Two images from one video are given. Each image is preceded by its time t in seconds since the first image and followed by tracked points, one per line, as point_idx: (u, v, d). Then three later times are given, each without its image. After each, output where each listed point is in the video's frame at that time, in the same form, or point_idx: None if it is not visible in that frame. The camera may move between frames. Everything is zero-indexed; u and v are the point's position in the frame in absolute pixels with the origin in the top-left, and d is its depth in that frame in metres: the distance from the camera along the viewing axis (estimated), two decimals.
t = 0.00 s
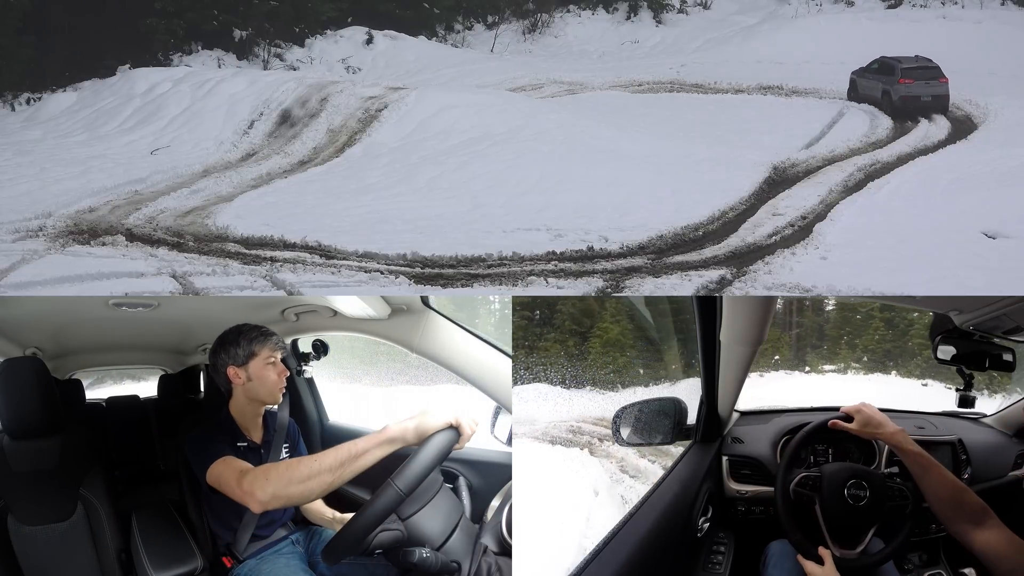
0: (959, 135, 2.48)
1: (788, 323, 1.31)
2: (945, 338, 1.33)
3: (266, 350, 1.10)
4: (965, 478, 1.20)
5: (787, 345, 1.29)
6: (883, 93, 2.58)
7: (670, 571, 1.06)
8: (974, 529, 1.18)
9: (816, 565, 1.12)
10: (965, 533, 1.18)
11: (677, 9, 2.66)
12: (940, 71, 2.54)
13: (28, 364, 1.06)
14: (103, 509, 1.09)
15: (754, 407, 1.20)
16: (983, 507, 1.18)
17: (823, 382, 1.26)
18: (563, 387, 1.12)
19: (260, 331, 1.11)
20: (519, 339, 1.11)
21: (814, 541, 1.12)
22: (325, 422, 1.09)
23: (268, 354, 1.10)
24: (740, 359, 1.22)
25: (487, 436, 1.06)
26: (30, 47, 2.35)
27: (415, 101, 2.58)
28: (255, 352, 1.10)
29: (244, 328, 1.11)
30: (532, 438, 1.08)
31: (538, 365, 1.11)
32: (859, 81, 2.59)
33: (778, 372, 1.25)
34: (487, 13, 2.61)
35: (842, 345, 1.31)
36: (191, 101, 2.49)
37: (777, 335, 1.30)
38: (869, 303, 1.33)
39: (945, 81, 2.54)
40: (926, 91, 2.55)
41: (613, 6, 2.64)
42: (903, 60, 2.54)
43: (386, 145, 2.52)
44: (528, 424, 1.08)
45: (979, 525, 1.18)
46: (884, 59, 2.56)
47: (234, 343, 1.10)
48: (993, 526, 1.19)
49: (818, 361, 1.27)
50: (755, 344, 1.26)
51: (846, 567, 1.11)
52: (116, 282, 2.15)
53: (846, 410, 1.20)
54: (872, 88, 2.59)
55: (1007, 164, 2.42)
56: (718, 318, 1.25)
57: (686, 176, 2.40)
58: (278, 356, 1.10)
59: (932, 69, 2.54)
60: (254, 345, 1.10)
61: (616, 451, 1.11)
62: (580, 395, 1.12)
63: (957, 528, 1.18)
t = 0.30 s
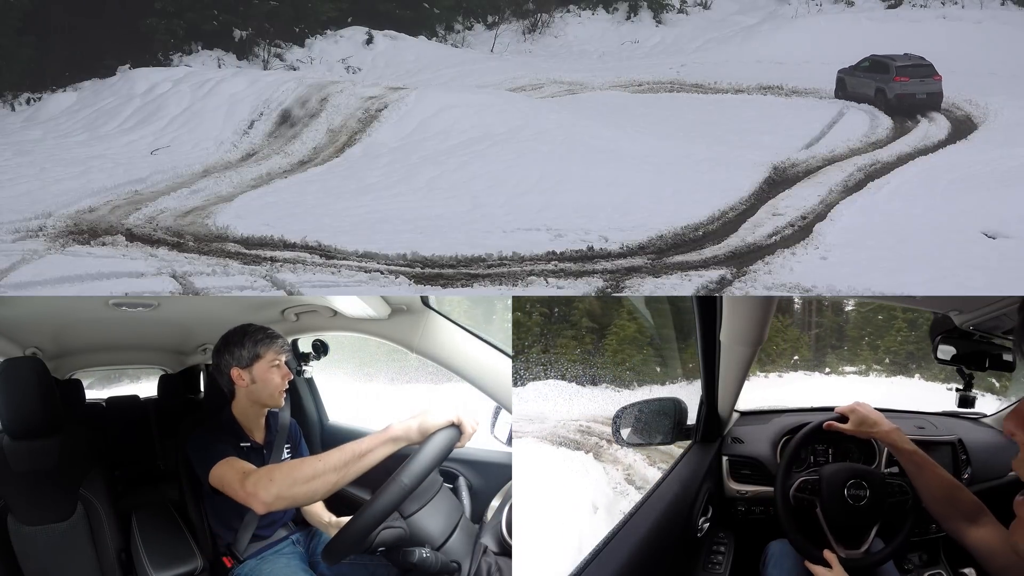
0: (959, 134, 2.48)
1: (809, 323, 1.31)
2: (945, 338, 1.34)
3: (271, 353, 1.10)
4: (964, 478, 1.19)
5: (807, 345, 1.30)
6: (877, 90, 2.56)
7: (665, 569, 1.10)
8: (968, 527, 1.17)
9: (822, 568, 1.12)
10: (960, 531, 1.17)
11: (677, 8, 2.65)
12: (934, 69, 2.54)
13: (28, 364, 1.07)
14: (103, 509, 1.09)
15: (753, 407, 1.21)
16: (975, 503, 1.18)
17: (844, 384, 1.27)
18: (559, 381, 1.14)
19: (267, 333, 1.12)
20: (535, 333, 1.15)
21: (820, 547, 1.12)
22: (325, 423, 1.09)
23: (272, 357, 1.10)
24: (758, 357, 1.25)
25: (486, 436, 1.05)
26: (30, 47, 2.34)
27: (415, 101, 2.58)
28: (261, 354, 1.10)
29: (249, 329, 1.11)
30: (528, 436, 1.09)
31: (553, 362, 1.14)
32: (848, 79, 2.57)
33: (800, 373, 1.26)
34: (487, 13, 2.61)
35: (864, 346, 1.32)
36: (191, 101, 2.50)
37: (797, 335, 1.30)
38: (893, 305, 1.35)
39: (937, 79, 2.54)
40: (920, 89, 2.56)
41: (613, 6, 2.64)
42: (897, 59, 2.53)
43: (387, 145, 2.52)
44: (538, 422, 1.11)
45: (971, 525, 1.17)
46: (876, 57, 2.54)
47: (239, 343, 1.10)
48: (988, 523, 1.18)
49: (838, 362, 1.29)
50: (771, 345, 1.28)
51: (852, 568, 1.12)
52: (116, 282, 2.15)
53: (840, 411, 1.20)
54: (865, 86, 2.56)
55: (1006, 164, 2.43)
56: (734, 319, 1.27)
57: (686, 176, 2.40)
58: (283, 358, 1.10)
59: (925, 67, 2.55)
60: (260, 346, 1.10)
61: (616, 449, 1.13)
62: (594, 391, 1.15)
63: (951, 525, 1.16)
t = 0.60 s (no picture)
0: (959, 134, 2.48)
1: (831, 321, 1.31)
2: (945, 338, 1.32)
3: (269, 354, 1.10)
4: (964, 479, 1.21)
5: (830, 344, 1.30)
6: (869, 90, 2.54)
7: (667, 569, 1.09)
8: (952, 523, 1.18)
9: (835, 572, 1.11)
10: (945, 528, 1.18)
11: (677, 8, 2.65)
12: (925, 67, 2.53)
13: (29, 364, 1.08)
14: (104, 509, 1.09)
15: (752, 408, 1.22)
16: (958, 497, 1.19)
17: (869, 385, 1.27)
18: (558, 382, 1.16)
19: (265, 333, 1.11)
20: (554, 331, 1.18)
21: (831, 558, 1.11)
22: (325, 423, 1.08)
23: (270, 357, 1.10)
24: (780, 357, 1.26)
25: (487, 436, 1.05)
26: (30, 47, 2.34)
27: (415, 101, 2.58)
28: (259, 354, 1.10)
29: (248, 329, 1.11)
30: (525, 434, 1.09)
31: (572, 359, 1.17)
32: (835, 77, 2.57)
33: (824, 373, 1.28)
34: (487, 13, 2.61)
35: (891, 345, 1.30)
36: (191, 101, 2.50)
37: (820, 333, 1.30)
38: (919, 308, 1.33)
39: (928, 77, 2.53)
40: (913, 87, 2.55)
41: (613, 6, 2.64)
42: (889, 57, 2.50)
43: (386, 145, 2.53)
44: (552, 421, 1.13)
45: (956, 524, 1.18)
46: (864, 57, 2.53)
47: (238, 343, 1.11)
48: (974, 518, 1.18)
49: (864, 362, 1.28)
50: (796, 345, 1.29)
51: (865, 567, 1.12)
52: (116, 282, 2.15)
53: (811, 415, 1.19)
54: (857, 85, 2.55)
55: (1006, 164, 2.43)
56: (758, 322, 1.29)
57: (686, 177, 2.40)
58: (281, 358, 1.10)
59: (917, 65, 2.53)
60: (258, 346, 1.10)
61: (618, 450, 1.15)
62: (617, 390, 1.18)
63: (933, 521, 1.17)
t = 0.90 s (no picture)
0: (960, 134, 2.48)
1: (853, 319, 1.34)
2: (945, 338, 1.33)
3: (271, 353, 1.10)
4: (964, 478, 1.21)
5: (850, 343, 1.34)
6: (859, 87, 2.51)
7: (666, 569, 1.10)
8: (960, 527, 1.17)
9: (823, 568, 1.12)
10: (954, 533, 1.17)
11: (677, 9, 2.66)
12: (916, 65, 2.56)
13: (31, 366, 1.07)
14: (103, 509, 1.08)
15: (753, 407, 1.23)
16: (966, 503, 1.18)
17: (893, 386, 1.29)
18: (558, 382, 1.18)
19: (268, 333, 1.12)
20: (572, 332, 1.23)
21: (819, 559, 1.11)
22: (325, 422, 1.10)
23: (273, 358, 1.10)
24: (801, 357, 1.29)
25: (486, 436, 1.04)
26: (31, 47, 2.34)
27: (416, 101, 2.58)
28: (261, 354, 1.10)
29: (253, 329, 1.11)
30: (529, 434, 1.09)
31: (586, 358, 1.21)
32: (821, 76, 2.56)
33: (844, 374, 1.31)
34: (487, 13, 2.61)
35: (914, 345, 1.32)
36: (191, 101, 2.50)
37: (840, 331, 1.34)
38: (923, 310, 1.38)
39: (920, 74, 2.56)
40: (906, 84, 2.56)
41: (613, 6, 2.64)
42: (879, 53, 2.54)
43: (387, 145, 2.53)
44: (563, 421, 1.15)
45: (966, 525, 1.17)
46: (853, 54, 2.54)
47: (240, 343, 1.11)
48: (980, 524, 1.18)
49: (886, 360, 1.30)
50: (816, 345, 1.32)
51: (854, 568, 1.13)
52: (116, 282, 2.15)
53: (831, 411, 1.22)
54: (847, 83, 2.54)
55: (1007, 164, 2.43)
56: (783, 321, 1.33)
57: (686, 177, 2.41)
58: (283, 358, 1.10)
59: (909, 62, 2.56)
60: (260, 346, 1.11)
61: (620, 451, 1.16)
62: (631, 390, 1.20)
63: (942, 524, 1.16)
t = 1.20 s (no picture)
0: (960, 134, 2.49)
1: (877, 318, 1.31)
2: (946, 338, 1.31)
3: (268, 351, 1.10)
4: (964, 478, 1.22)
5: (872, 340, 1.30)
6: (849, 86, 2.51)
7: (667, 567, 1.11)
8: (954, 525, 1.19)
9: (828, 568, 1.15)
10: (945, 530, 1.19)
11: (677, 9, 2.66)
12: (904, 62, 2.57)
13: (31, 366, 1.07)
14: (104, 509, 1.09)
15: (752, 407, 1.22)
16: (960, 499, 1.20)
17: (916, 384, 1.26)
18: (558, 382, 1.16)
19: (263, 332, 1.12)
20: (586, 329, 1.22)
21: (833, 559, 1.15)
22: (325, 422, 1.08)
23: (270, 354, 1.10)
24: (823, 355, 1.28)
25: (486, 436, 1.04)
26: (30, 47, 2.34)
27: (415, 101, 2.58)
28: (257, 353, 1.10)
29: (247, 328, 1.11)
30: (539, 432, 1.11)
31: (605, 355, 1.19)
32: (807, 76, 2.57)
33: (869, 372, 1.28)
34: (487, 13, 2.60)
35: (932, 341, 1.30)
36: (191, 101, 2.50)
37: (862, 328, 1.31)
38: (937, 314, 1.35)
39: (910, 72, 2.57)
40: (897, 81, 2.56)
41: (613, 6, 2.64)
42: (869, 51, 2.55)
43: (387, 145, 2.53)
44: (575, 419, 1.15)
45: (956, 523, 1.19)
46: (841, 53, 2.54)
47: (236, 343, 1.11)
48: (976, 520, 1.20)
49: (909, 359, 1.27)
50: (839, 343, 1.30)
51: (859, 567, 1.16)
52: (116, 282, 2.15)
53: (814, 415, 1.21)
54: (836, 81, 2.53)
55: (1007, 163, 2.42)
56: (811, 317, 1.31)
57: (686, 177, 2.41)
58: (280, 356, 1.10)
59: (898, 60, 2.57)
60: (257, 345, 1.11)
61: (618, 450, 1.15)
62: (651, 384, 1.20)
63: (937, 522, 1.18)
